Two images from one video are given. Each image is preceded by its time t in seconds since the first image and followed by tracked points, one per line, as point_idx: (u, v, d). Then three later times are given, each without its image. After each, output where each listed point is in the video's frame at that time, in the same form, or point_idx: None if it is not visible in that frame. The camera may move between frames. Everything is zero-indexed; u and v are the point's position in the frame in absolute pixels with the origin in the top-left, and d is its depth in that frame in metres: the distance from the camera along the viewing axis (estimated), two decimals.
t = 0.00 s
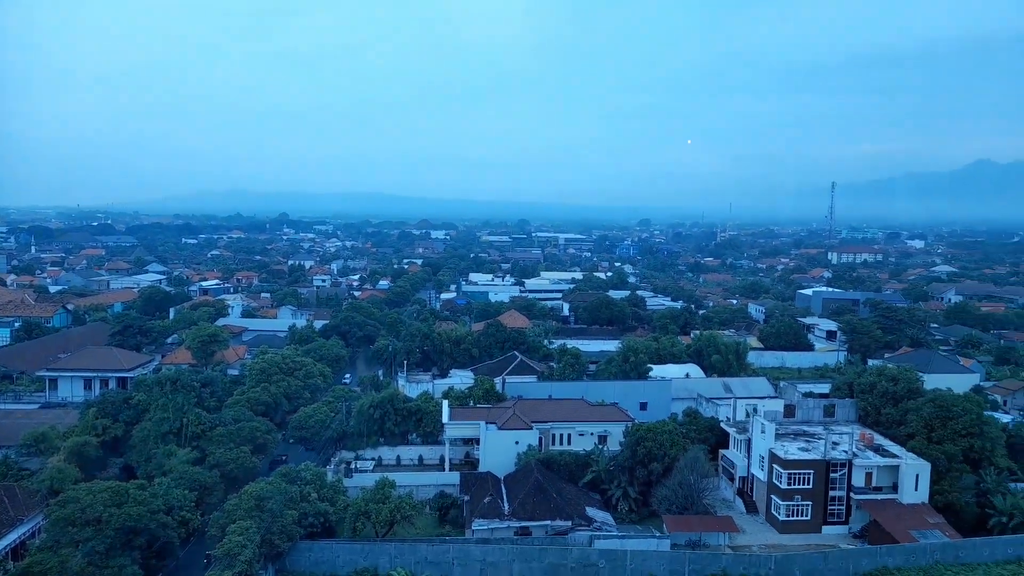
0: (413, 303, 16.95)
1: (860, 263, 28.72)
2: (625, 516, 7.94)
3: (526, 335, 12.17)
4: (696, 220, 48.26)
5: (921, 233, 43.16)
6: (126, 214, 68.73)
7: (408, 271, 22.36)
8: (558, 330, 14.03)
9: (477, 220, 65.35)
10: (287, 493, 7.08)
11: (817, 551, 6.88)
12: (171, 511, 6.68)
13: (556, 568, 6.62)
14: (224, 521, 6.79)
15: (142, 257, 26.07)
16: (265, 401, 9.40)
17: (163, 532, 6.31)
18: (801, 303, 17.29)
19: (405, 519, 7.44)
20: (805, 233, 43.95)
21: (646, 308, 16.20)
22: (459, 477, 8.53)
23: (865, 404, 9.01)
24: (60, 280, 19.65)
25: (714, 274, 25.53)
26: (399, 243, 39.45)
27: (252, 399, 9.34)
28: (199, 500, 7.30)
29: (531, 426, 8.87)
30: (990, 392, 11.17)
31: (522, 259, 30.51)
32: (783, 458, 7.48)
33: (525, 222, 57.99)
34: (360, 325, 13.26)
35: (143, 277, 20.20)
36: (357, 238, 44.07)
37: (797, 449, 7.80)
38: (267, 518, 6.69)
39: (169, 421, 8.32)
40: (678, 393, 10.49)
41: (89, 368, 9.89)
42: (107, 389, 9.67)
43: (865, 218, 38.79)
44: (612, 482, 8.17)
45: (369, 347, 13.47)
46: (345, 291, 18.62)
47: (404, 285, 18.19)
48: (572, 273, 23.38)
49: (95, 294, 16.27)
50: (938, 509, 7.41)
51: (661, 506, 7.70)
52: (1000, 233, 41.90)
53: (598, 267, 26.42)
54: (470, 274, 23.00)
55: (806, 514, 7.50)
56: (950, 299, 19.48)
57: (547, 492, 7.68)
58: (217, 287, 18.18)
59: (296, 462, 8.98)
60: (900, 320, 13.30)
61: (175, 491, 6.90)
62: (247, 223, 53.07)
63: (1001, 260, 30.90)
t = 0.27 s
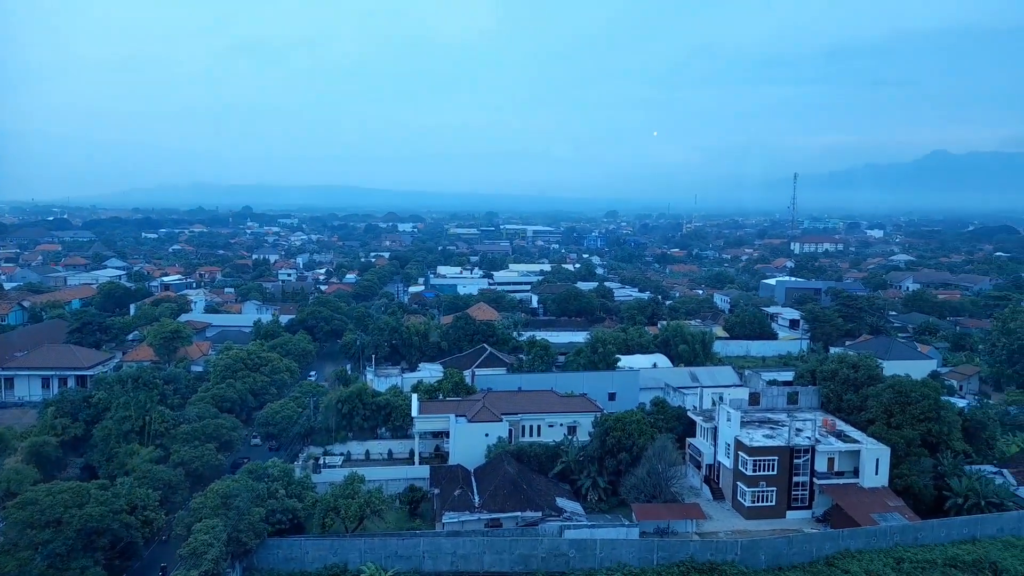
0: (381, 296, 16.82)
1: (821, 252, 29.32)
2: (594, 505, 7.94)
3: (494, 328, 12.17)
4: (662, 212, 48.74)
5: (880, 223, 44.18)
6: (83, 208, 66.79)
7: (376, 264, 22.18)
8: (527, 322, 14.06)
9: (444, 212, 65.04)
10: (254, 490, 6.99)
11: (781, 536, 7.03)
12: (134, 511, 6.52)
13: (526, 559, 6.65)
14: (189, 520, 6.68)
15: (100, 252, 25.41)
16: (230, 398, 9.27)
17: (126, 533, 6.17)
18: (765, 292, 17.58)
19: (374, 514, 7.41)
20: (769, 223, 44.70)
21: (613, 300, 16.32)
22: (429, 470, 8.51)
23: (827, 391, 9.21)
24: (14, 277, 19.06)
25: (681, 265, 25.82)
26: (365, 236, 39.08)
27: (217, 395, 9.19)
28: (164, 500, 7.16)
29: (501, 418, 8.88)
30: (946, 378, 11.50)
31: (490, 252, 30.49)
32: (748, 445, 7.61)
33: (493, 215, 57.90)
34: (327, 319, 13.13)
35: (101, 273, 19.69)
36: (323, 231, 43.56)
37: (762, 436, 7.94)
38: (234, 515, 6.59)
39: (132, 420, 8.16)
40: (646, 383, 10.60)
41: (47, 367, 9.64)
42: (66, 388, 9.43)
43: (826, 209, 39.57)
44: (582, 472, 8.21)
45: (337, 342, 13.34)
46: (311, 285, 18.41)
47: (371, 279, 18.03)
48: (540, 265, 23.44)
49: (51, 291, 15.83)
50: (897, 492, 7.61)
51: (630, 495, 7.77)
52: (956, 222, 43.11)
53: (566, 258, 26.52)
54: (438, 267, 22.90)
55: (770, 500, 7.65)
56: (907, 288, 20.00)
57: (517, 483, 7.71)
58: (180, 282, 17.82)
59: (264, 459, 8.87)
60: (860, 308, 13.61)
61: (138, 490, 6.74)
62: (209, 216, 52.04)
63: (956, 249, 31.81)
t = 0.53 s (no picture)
0: (354, 297, 16.69)
1: (791, 253, 29.79)
2: (568, 505, 7.96)
3: (468, 328, 12.15)
4: (635, 213, 49.10)
5: (848, 224, 45.01)
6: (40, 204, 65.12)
7: (348, 264, 22.00)
8: (501, 322, 14.06)
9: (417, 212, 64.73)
10: (224, 493, 6.89)
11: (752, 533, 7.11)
12: (100, 516, 6.37)
13: (501, 559, 6.65)
14: (157, 524, 6.56)
15: (64, 252, 24.83)
16: (199, 400, 9.12)
17: (92, 538, 6.04)
18: (736, 292, 17.81)
19: (347, 516, 7.34)
20: (739, 224, 45.28)
21: (587, 300, 16.40)
22: (402, 471, 8.46)
23: (797, 389, 9.35)
24: None
25: (653, 265, 26.04)
26: (338, 236, 38.73)
27: (186, 397, 9.03)
28: (131, 504, 7.01)
29: (475, 418, 8.86)
30: (911, 376, 11.74)
31: (464, 252, 30.42)
32: (720, 443, 7.69)
33: (466, 215, 57.78)
34: (299, 320, 12.99)
35: (65, 272, 19.25)
36: (294, 231, 43.09)
37: (733, 434, 8.04)
38: (204, 519, 6.49)
39: (98, 423, 7.98)
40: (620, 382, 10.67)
41: (9, 369, 9.39)
42: (28, 390, 9.20)
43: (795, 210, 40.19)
44: (556, 471, 8.23)
45: (309, 342, 13.21)
46: (283, 285, 18.20)
47: (343, 279, 17.89)
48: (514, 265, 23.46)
49: (13, 291, 15.44)
50: (864, 488, 7.75)
51: (604, 494, 7.81)
52: (920, 224, 44.11)
53: (540, 258, 26.58)
54: (412, 267, 22.79)
55: (742, 498, 7.74)
56: (874, 288, 20.41)
57: (491, 483, 7.70)
58: (147, 283, 17.49)
59: (234, 461, 8.74)
60: (829, 308, 13.84)
61: (105, 494, 6.60)
62: (177, 215, 51.18)
63: (921, 250, 32.54)
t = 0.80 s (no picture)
0: (328, 299, 16.57)
1: (764, 255, 30.18)
2: (544, 506, 7.98)
3: (444, 330, 12.12)
4: (611, 215, 49.38)
5: (819, 227, 45.71)
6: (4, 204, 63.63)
7: (322, 266, 21.83)
8: (477, 324, 14.05)
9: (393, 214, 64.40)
10: (195, 498, 6.79)
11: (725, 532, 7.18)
12: (67, 522, 6.24)
13: (476, 561, 6.64)
14: (126, 530, 6.45)
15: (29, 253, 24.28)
16: (170, 403, 8.98)
17: (59, 545, 5.92)
18: (710, 294, 17.99)
19: (321, 520, 7.28)
20: (713, 227, 45.78)
21: (563, 301, 16.45)
22: (377, 474, 8.41)
23: (769, 390, 9.47)
24: None
25: (628, 267, 26.20)
26: (313, 237, 38.40)
27: (156, 401, 8.89)
28: (99, 510, 6.88)
29: (451, 420, 8.84)
30: (880, 376, 11.95)
31: (440, 253, 30.35)
32: (694, 444, 7.75)
33: (442, 216, 57.64)
34: (273, 322, 12.85)
35: (31, 274, 18.84)
36: (268, 232, 42.64)
37: (707, 435, 8.11)
38: (175, 524, 6.39)
39: (65, 427, 7.82)
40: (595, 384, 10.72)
41: None
42: None
43: (768, 213, 40.73)
44: (531, 473, 8.24)
45: (282, 345, 13.08)
46: (256, 287, 18.00)
47: (318, 281, 17.75)
48: (490, 267, 23.46)
49: None
50: (835, 486, 7.87)
51: (579, 495, 7.84)
52: (890, 226, 44.96)
53: (516, 260, 26.62)
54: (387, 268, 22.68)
55: (715, 498, 7.82)
56: (844, 289, 20.76)
57: (466, 485, 7.69)
58: (116, 284, 17.19)
59: (205, 466, 8.61)
60: (800, 309, 14.04)
61: (72, 500, 6.48)
62: (147, 216, 50.35)
63: (890, 252, 33.16)
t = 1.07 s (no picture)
0: (288, 299, 16.33)
1: (723, 255, 30.71)
2: (506, 505, 8.00)
3: (406, 329, 12.05)
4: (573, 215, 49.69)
5: (777, 228, 46.71)
6: None
7: (282, 265, 21.50)
8: (439, 324, 14.00)
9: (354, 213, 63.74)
10: (149, 503, 6.63)
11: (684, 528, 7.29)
12: (12, 531, 6.04)
13: (438, 562, 6.61)
14: (76, 538, 6.26)
15: None
16: (122, 406, 8.75)
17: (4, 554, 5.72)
18: (670, 293, 18.24)
19: (279, 523, 7.16)
20: (674, 227, 46.41)
21: (525, 300, 16.50)
22: (337, 476, 8.32)
23: (727, 387, 9.65)
24: None
25: (590, 266, 26.40)
26: (272, 237, 37.78)
27: (108, 404, 8.66)
28: (47, 517, 6.67)
29: (413, 421, 8.79)
30: (833, 373, 12.28)
31: (403, 253, 30.16)
32: (654, 441, 7.85)
33: (404, 216, 57.28)
34: (230, 323, 12.62)
35: None
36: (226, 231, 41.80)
37: (666, 432, 8.22)
38: (127, 531, 6.23)
39: (11, 432, 7.56)
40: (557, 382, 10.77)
41: None
42: None
43: (727, 213, 41.45)
44: (494, 472, 8.26)
45: (240, 346, 12.85)
46: (213, 287, 17.64)
47: (277, 281, 17.47)
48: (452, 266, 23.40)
49: None
50: (790, 481, 8.05)
51: (541, 493, 7.87)
52: (844, 227, 46.18)
53: (479, 260, 26.61)
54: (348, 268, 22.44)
55: (675, 494, 7.93)
56: (800, 288, 21.26)
57: (428, 486, 7.66)
58: (65, 284, 16.67)
59: (159, 470, 8.41)
60: (757, 308, 14.33)
61: (18, 508, 6.26)
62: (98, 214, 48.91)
63: (844, 252, 34.05)
